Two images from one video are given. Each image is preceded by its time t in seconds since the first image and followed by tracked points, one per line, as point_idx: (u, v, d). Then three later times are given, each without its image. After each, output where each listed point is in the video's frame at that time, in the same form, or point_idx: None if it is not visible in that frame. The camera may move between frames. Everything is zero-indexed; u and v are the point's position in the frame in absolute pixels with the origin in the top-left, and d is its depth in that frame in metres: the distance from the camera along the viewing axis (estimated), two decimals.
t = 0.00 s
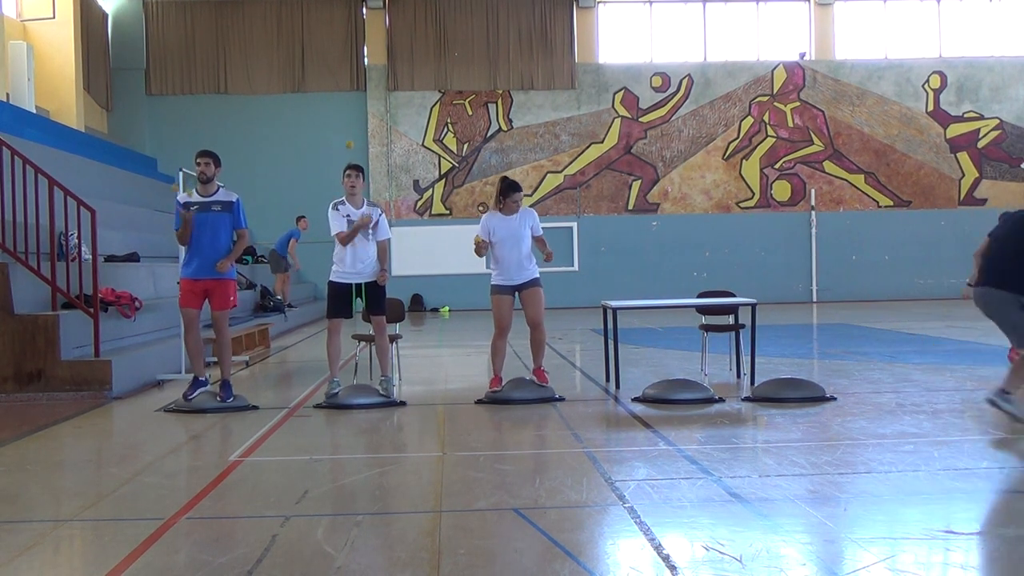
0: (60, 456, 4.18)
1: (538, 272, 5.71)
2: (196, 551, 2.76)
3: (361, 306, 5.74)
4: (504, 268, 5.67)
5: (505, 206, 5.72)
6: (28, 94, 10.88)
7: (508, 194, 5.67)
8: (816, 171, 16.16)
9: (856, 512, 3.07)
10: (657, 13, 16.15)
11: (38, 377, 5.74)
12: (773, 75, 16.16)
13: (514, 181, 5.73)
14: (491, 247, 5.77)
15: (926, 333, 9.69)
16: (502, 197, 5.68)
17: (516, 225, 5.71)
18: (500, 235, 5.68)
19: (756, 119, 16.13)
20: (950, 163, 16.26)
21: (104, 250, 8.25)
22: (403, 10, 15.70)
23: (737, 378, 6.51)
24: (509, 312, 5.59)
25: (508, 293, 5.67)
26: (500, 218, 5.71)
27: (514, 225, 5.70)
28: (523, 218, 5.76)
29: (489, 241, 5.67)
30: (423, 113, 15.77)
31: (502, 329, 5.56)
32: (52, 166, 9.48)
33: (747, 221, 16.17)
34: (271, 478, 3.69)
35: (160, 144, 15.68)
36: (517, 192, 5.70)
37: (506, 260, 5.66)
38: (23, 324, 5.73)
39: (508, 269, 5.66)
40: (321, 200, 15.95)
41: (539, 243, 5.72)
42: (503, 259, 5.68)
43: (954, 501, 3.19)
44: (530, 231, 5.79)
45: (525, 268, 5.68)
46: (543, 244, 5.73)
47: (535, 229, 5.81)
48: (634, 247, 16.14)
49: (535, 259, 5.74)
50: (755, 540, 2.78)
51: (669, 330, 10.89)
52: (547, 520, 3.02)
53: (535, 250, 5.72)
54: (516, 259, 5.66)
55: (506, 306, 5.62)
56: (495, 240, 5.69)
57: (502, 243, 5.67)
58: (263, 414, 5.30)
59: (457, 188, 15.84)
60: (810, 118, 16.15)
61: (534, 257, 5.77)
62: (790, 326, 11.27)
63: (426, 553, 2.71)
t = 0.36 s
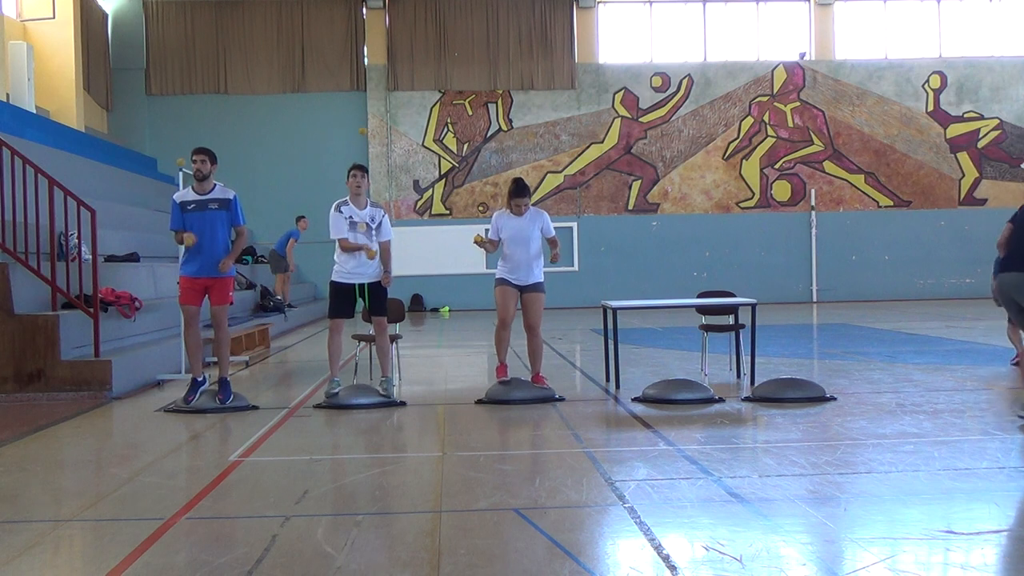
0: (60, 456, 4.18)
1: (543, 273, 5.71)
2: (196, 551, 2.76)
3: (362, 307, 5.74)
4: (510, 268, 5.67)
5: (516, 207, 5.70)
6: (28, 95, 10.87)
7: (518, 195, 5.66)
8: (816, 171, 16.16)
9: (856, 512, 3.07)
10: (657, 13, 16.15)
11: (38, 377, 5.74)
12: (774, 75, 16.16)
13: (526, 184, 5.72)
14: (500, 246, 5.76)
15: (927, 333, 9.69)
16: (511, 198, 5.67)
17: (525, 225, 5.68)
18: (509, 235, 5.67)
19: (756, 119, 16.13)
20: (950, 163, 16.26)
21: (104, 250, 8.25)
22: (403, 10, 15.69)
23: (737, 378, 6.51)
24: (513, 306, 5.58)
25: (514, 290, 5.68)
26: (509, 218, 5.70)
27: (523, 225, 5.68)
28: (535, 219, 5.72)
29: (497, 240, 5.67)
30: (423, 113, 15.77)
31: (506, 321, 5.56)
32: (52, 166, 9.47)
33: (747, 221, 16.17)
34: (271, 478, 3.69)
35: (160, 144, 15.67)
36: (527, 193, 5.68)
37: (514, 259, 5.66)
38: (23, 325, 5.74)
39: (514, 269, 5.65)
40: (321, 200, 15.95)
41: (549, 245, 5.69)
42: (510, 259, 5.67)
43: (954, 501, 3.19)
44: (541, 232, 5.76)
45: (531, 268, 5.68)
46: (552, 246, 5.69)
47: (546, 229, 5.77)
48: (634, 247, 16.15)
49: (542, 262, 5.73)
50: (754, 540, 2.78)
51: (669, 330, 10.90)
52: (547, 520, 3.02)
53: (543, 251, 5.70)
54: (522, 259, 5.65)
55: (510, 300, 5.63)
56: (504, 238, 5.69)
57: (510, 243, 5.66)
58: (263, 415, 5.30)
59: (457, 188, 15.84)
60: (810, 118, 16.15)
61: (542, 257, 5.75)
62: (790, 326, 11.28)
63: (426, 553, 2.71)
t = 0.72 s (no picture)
0: (60, 456, 4.18)
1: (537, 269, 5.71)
2: (196, 551, 2.76)
3: (362, 306, 5.74)
4: (503, 264, 5.66)
5: (509, 204, 5.71)
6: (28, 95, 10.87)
7: (512, 192, 5.64)
8: (816, 171, 16.16)
9: (856, 512, 3.07)
10: (657, 13, 16.14)
11: (38, 377, 5.74)
12: (774, 75, 16.16)
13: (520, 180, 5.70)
14: (493, 242, 5.76)
15: (926, 333, 9.69)
16: (506, 196, 5.66)
17: (518, 221, 5.70)
18: (502, 232, 5.67)
19: (756, 119, 16.13)
20: (950, 163, 16.26)
21: (103, 250, 8.25)
22: (403, 10, 15.69)
23: (738, 378, 6.51)
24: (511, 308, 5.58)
25: (509, 290, 5.68)
26: (502, 215, 5.71)
27: (517, 221, 5.70)
28: (527, 215, 5.74)
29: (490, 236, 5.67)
30: (423, 113, 15.77)
31: (506, 325, 5.56)
32: (52, 166, 9.47)
33: (747, 221, 16.17)
34: (271, 478, 3.69)
35: (160, 144, 15.67)
36: (521, 190, 5.66)
37: (507, 255, 5.65)
38: (23, 325, 5.74)
39: (507, 265, 5.65)
40: (320, 200, 15.95)
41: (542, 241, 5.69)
42: (503, 255, 5.67)
43: (954, 501, 3.19)
44: (534, 229, 5.76)
45: (524, 264, 5.68)
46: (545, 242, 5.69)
47: (538, 226, 5.77)
48: (634, 247, 16.15)
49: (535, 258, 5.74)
50: (754, 540, 2.78)
51: (669, 330, 10.90)
52: (547, 519, 3.02)
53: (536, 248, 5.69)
54: (516, 255, 5.65)
55: (507, 303, 5.63)
56: (497, 235, 5.70)
57: (503, 239, 5.66)
58: (263, 415, 5.29)
59: (457, 188, 15.84)
60: (810, 118, 16.14)
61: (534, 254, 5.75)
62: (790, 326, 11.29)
63: (426, 553, 2.71)
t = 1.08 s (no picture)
0: (60, 456, 4.18)
1: (537, 272, 5.70)
2: (197, 551, 2.76)
3: (362, 307, 5.74)
4: (502, 268, 5.67)
5: (506, 205, 5.70)
6: (28, 95, 10.87)
7: (507, 193, 5.66)
8: (816, 171, 16.16)
9: (856, 512, 3.08)
10: (657, 13, 16.15)
11: (38, 377, 5.74)
12: (774, 75, 16.17)
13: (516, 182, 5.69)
14: (493, 246, 5.77)
15: (926, 333, 9.70)
16: (501, 197, 5.67)
17: (515, 223, 5.68)
18: (500, 235, 5.67)
19: (756, 119, 16.13)
20: (950, 163, 16.26)
21: (104, 250, 8.26)
22: (403, 10, 15.69)
23: (738, 378, 6.52)
24: (511, 309, 5.59)
25: (510, 292, 5.68)
26: (500, 217, 5.71)
27: (514, 224, 5.68)
28: (525, 218, 5.71)
29: (489, 240, 5.69)
30: (423, 113, 15.78)
31: (505, 326, 5.56)
32: (52, 167, 9.47)
33: (746, 221, 16.17)
34: (271, 478, 3.70)
35: (160, 144, 15.68)
36: (516, 191, 5.67)
37: (505, 260, 5.66)
38: (23, 325, 5.74)
39: (505, 268, 5.65)
40: (320, 200, 15.95)
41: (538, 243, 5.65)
42: (502, 259, 5.67)
43: (954, 501, 3.19)
44: (532, 232, 5.72)
45: (523, 267, 5.68)
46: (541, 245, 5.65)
47: (534, 228, 5.72)
48: (634, 247, 16.15)
49: (534, 261, 5.72)
50: (754, 540, 2.79)
51: (669, 330, 10.91)
52: (547, 520, 3.03)
53: (533, 250, 5.66)
54: (514, 259, 5.65)
55: (507, 304, 5.64)
56: (497, 238, 5.70)
57: (501, 243, 5.66)
58: (263, 415, 5.30)
59: (457, 188, 15.84)
60: (810, 118, 16.15)
61: (533, 256, 5.73)
62: (789, 326, 11.30)
63: (426, 553, 2.71)
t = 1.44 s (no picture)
0: (60, 456, 4.18)
1: (538, 272, 5.70)
2: (197, 551, 2.76)
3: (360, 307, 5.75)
4: (506, 267, 5.66)
5: (509, 204, 5.71)
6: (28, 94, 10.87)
7: (509, 192, 5.67)
8: (816, 171, 16.16)
9: (856, 512, 3.08)
10: (657, 13, 16.15)
11: (38, 377, 5.74)
12: (774, 75, 16.16)
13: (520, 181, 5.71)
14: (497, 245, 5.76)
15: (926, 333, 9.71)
16: (505, 195, 5.68)
17: (519, 223, 5.68)
18: (505, 234, 5.66)
19: (756, 119, 16.13)
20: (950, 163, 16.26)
21: (104, 250, 8.26)
22: (403, 10, 15.69)
23: (737, 377, 6.52)
24: (511, 309, 5.58)
25: (511, 291, 5.68)
26: (504, 216, 5.71)
27: (518, 222, 5.68)
28: (529, 217, 5.71)
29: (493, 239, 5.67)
30: (423, 113, 15.78)
31: (506, 326, 5.55)
32: (52, 166, 9.47)
33: (746, 221, 16.17)
34: (271, 478, 3.70)
35: (160, 144, 15.68)
36: (520, 190, 5.68)
37: (509, 259, 5.65)
38: (23, 325, 5.74)
39: (510, 268, 5.65)
40: (320, 200, 15.95)
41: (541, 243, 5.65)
42: (506, 258, 5.67)
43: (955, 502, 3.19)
44: (536, 231, 5.73)
45: (527, 267, 5.68)
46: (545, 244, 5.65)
47: (539, 227, 5.72)
48: (634, 247, 16.15)
49: (537, 260, 5.73)
50: (754, 540, 2.79)
51: (669, 330, 10.92)
52: (546, 520, 3.03)
53: (537, 249, 5.67)
54: (519, 258, 5.65)
55: (507, 304, 5.63)
56: (500, 237, 5.69)
57: (506, 243, 5.65)
58: (263, 415, 5.30)
59: (457, 188, 15.84)
60: (810, 118, 16.15)
61: (537, 256, 5.74)
62: (790, 326, 11.31)
63: (426, 553, 2.71)
